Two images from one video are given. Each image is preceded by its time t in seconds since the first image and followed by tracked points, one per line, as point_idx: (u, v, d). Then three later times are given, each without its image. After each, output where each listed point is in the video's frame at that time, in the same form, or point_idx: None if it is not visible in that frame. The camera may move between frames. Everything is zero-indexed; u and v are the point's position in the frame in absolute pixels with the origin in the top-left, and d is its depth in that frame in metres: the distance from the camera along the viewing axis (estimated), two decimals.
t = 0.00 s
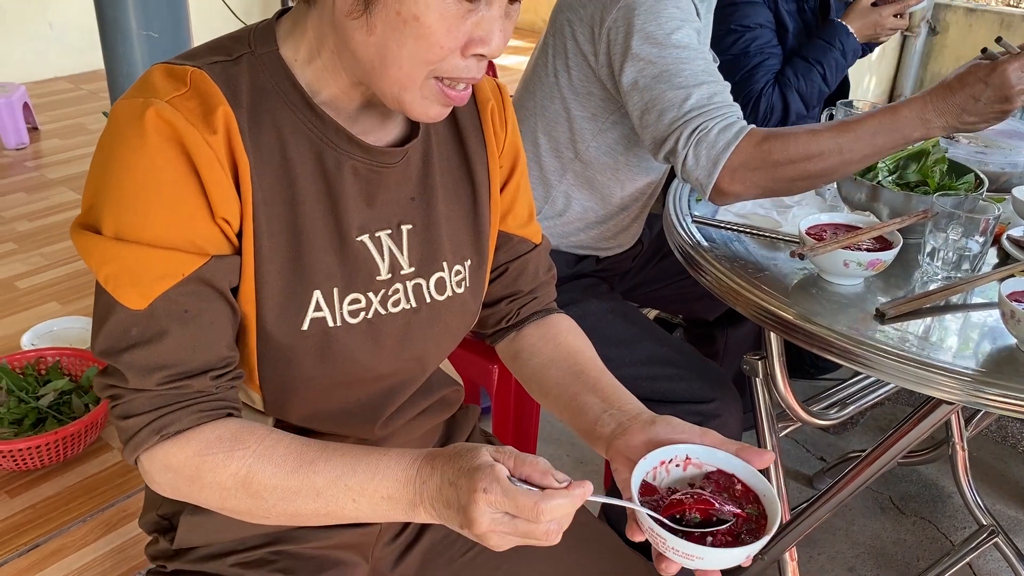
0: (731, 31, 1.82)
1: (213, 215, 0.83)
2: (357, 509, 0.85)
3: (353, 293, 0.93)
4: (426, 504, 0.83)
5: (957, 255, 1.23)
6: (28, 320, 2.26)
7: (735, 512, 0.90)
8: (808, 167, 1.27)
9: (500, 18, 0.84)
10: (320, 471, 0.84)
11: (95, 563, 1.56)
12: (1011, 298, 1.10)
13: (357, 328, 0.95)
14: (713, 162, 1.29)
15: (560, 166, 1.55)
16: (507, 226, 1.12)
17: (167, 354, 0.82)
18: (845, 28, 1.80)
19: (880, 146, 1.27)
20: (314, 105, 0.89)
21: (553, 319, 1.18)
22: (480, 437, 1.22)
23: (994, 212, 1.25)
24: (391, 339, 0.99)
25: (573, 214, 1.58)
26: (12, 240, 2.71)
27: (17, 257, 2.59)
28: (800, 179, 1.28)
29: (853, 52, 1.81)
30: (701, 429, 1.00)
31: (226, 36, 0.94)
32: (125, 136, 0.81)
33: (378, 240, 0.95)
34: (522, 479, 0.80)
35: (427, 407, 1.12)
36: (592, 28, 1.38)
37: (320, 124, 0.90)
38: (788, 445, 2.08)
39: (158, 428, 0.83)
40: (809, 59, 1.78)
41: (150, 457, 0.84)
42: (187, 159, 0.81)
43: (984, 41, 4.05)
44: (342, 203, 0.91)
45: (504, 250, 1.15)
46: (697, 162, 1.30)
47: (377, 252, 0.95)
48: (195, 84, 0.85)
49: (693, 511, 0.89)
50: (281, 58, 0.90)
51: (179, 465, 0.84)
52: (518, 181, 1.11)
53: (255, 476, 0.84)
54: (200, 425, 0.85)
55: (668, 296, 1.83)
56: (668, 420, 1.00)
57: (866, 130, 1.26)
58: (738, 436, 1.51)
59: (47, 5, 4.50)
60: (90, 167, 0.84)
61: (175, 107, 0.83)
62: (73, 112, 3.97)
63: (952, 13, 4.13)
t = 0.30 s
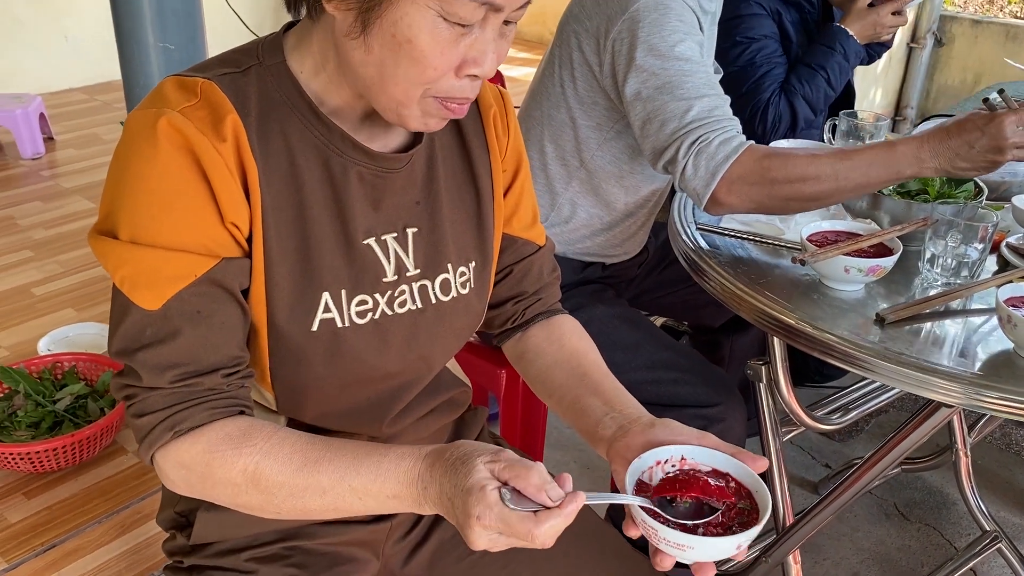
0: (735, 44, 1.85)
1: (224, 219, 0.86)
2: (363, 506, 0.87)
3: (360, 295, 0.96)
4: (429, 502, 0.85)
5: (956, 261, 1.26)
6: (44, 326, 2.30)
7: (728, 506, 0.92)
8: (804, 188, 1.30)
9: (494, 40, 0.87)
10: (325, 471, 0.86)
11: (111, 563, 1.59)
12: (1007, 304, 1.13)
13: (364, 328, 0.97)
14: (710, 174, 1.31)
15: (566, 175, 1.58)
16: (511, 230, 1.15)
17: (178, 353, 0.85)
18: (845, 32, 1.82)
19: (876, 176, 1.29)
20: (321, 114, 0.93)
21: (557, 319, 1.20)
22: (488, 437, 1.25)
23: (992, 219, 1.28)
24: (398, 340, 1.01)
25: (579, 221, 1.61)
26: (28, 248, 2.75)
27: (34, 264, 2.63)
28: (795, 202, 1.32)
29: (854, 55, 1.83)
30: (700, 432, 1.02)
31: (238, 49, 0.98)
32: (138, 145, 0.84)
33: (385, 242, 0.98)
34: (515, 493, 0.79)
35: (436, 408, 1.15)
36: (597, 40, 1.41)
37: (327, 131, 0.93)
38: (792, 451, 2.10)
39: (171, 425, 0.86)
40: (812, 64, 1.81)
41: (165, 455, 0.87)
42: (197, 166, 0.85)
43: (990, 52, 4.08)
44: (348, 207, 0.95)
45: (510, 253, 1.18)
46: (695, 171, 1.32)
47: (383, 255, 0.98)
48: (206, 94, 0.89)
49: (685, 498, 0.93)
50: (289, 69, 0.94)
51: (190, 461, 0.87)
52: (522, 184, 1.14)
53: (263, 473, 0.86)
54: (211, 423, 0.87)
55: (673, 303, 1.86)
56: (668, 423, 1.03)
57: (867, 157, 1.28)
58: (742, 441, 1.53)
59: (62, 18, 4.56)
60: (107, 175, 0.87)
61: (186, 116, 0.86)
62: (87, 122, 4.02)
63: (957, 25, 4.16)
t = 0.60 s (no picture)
0: (740, 55, 1.88)
1: (239, 223, 0.89)
2: (370, 502, 0.89)
3: (372, 296, 0.99)
4: (435, 499, 0.87)
5: (958, 266, 1.28)
6: (60, 332, 2.33)
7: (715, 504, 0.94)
8: (809, 196, 1.32)
9: (493, 58, 0.90)
10: (333, 468, 0.89)
11: (127, 563, 1.62)
12: (1006, 308, 1.15)
13: (376, 329, 1.00)
14: (716, 180, 1.34)
15: (575, 183, 1.61)
16: (520, 235, 1.18)
17: (194, 351, 0.88)
18: (846, 39, 1.85)
19: (879, 185, 1.32)
20: (334, 122, 0.96)
21: (562, 322, 1.23)
22: (498, 438, 1.27)
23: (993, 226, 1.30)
24: (409, 341, 1.04)
25: (587, 228, 1.64)
26: (45, 255, 2.79)
27: (50, 271, 2.68)
28: (799, 210, 1.34)
29: (857, 60, 1.86)
30: (699, 446, 1.04)
31: (252, 59, 1.01)
32: (157, 153, 0.88)
33: (396, 245, 1.01)
34: (518, 485, 0.82)
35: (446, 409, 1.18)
36: (606, 51, 1.45)
37: (339, 139, 0.96)
38: (797, 457, 2.12)
39: (186, 422, 0.88)
40: (816, 73, 1.83)
41: (181, 451, 0.90)
42: (213, 172, 0.88)
43: (997, 64, 4.10)
44: (360, 212, 0.98)
45: (518, 256, 1.20)
46: (702, 178, 1.35)
47: (394, 258, 1.01)
48: (221, 103, 0.92)
49: (679, 487, 0.96)
50: (301, 79, 0.97)
51: (204, 458, 0.89)
52: (529, 190, 1.17)
53: (274, 470, 0.88)
54: (224, 420, 0.90)
55: (679, 309, 1.88)
56: (666, 434, 1.05)
57: (869, 165, 1.32)
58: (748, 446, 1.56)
59: (77, 29, 4.62)
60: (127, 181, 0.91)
61: (202, 124, 0.89)
62: (101, 131, 4.08)
63: (964, 36, 4.18)
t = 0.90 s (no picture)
0: (744, 67, 1.90)
1: (248, 227, 0.91)
2: (371, 502, 0.90)
3: (379, 300, 1.01)
4: (435, 498, 0.88)
5: (958, 275, 1.30)
6: (71, 340, 2.36)
7: (704, 512, 0.94)
8: (816, 198, 1.34)
9: (492, 57, 0.92)
10: (333, 467, 0.90)
11: (137, 568, 1.64)
12: (1005, 317, 1.16)
13: (383, 332, 1.02)
14: (725, 192, 1.36)
15: (581, 194, 1.63)
16: (520, 240, 1.20)
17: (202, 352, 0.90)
18: (848, 51, 1.88)
19: (884, 179, 1.34)
20: (341, 132, 0.98)
21: (565, 326, 1.25)
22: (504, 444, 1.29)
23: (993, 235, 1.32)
24: (415, 345, 1.06)
25: (594, 239, 1.66)
26: (56, 264, 2.83)
27: (62, 280, 2.71)
28: (808, 210, 1.36)
29: (860, 72, 1.88)
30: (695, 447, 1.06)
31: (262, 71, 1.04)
32: (169, 161, 0.90)
33: (402, 251, 1.03)
34: (518, 467, 0.84)
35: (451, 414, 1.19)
36: (613, 64, 1.47)
37: (347, 149, 0.99)
38: (802, 466, 2.13)
39: (192, 421, 0.89)
40: (820, 84, 1.85)
41: (185, 451, 0.90)
42: (224, 180, 0.90)
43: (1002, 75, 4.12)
44: (366, 218, 1.00)
45: (520, 261, 1.22)
46: (709, 191, 1.37)
47: (400, 263, 1.03)
48: (231, 113, 0.95)
49: (669, 486, 0.97)
50: (308, 90, 1.00)
51: (208, 457, 0.90)
52: (530, 196, 1.19)
53: (276, 468, 0.89)
54: (229, 419, 0.91)
55: (683, 318, 1.90)
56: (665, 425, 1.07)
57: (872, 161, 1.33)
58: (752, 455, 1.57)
59: (88, 42, 4.68)
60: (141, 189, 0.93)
61: (213, 132, 0.92)
62: (111, 142, 4.12)
63: (969, 48, 4.20)
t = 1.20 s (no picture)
0: (747, 77, 1.91)
1: (251, 229, 0.93)
2: (358, 501, 0.89)
3: (380, 303, 1.03)
4: (420, 497, 0.87)
5: (959, 285, 1.31)
6: (80, 348, 2.38)
7: (699, 520, 0.95)
8: (807, 210, 1.35)
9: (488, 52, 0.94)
10: (321, 465, 0.89)
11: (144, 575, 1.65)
12: (1004, 327, 1.17)
13: (385, 335, 1.04)
14: (718, 208, 1.36)
15: (587, 204, 1.64)
16: (520, 246, 1.21)
17: (203, 351, 0.91)
18: (853, 65, 1.88)
19: (871, 189, 1.34)
20: (344, 139, 1.00)
21: (564, 331, 1.26)
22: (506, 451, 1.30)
23: (994, 246, 1.33)
24: (417, 349, 1.07)
25: (599, 249, 1.68)
26: (66, 273, 2.85)
27: (70, 288, 2.73)
28: (799, 222, 1.37)
29: (863, 86, 1.89)
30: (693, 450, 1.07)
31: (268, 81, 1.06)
32: (175, 166, 0.92)
33: (403, 256, 1.05)
34: (497, 460, 0.84)
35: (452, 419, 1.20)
36: (621, 77, 1.49)
37: (349, 155, 1.00)
38: (806, 475, 2.14)
39: (188, 417, 0.90)
40: (822, 96, 1.86)
41: (183, 448, 0.91)
42: (228, 185, 0.92)
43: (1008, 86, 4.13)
44: (368, 223, 1.02)
45: (520, 267, 1.23)
46: (703, 206, 1.37)
47: (401, 268, 1.04)
48: (237, 119, 0.97)
49: (659, 485, 0.98)
50: (312, 97, 1.02)
51: (201, 455, 0.90)
52: (530, 202, 1.20)
53: (264, 467, 0.89)
54: (225, 417, 0.91)
55: (686, 327, 1.91)
56: (661, 432, 1.08)
57: (858, 173, 1.34)
58: (755, 464, 1.58)
59: (99, 54, 4.72)
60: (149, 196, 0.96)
61: (219, 138, 0.94)
62: (120, 153, 4.15)
63: (974, 59, 4.22)
